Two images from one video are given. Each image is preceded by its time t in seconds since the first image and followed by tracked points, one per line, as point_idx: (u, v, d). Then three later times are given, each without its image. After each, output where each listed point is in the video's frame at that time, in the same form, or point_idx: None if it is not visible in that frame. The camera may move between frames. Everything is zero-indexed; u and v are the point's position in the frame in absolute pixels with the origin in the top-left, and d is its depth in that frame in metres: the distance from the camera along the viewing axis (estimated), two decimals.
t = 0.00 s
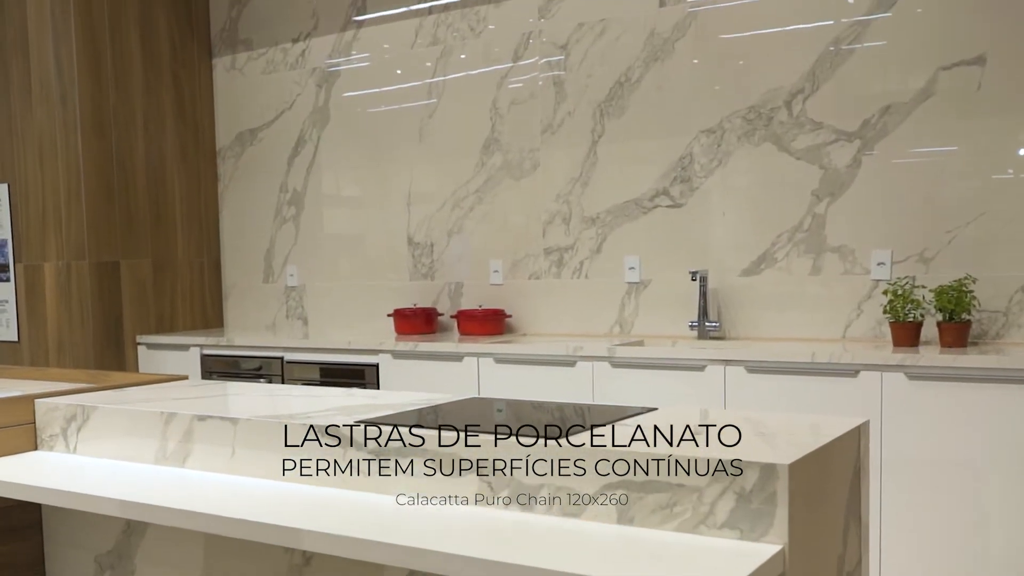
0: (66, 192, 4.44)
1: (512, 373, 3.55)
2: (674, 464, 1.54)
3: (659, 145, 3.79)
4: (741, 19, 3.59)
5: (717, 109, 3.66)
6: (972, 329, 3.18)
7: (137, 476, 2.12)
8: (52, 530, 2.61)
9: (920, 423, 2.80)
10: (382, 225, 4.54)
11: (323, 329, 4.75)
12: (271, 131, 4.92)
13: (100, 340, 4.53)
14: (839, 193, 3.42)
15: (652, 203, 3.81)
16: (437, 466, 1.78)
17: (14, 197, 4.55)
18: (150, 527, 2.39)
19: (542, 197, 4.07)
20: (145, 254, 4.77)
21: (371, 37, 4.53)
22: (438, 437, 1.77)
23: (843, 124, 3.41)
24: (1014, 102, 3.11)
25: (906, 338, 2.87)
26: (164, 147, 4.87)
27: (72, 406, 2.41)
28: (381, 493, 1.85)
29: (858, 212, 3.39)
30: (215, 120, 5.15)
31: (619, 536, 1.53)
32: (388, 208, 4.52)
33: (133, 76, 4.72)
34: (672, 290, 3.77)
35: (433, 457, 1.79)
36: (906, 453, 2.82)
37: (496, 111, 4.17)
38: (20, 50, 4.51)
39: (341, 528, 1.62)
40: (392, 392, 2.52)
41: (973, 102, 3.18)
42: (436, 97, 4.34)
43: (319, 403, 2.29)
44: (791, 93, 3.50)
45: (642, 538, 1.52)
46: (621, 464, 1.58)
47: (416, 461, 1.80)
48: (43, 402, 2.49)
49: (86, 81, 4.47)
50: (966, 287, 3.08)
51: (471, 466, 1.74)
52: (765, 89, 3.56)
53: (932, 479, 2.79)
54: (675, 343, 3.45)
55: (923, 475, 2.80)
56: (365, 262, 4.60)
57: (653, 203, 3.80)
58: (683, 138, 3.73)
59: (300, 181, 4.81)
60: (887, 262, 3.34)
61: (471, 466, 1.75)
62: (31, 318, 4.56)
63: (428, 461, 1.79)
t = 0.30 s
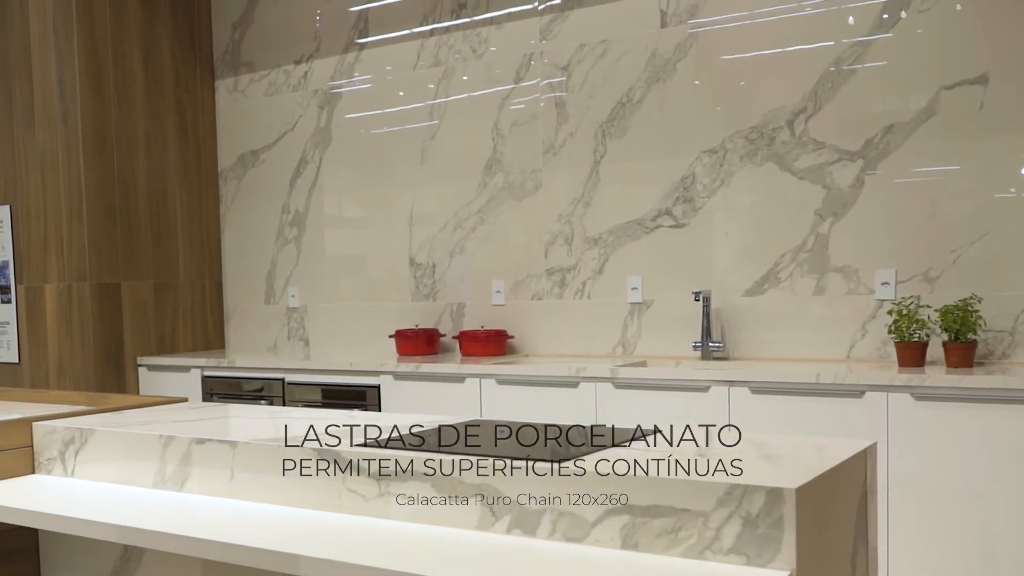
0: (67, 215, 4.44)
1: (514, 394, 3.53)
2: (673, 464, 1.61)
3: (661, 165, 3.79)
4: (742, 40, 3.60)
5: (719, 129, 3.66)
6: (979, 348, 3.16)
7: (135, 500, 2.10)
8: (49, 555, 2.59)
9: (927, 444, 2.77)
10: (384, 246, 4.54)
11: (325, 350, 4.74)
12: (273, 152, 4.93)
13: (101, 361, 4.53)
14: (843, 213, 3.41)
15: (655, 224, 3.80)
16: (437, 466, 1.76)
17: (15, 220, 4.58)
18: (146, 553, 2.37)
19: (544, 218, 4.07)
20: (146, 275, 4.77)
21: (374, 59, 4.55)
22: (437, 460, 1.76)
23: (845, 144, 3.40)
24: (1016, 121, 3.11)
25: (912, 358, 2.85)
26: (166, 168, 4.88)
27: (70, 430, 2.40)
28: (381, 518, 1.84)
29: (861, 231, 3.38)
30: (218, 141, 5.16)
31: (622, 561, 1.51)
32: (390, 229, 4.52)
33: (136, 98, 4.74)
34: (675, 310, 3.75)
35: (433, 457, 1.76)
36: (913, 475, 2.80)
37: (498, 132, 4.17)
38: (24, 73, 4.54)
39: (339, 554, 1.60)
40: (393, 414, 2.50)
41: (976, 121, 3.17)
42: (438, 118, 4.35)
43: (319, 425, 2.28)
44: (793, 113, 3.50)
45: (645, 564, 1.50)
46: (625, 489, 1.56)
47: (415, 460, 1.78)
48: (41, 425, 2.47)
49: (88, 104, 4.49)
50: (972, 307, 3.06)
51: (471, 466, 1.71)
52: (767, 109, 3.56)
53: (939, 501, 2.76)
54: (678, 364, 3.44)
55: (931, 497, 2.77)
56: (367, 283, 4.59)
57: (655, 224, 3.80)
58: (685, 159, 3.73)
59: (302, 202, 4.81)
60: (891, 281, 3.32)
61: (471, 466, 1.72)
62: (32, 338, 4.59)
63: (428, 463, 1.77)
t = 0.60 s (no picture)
0: (69, 226, 4.44)
1: (515, 405, 3.52)
2: (675, 466, 1.73)
3: (662, 176, 3.79)
4: (743, 51, 3.60)
5: (720, 140, 3.66)
6: (981, 359, 3.15)
7: (135, 512, 2.09)
8: (48, 568, 2.58)
9: (930, 456, 2.76)
10: (385, 257, 4.54)
11: (325, 361, 4.73)
12: (274, 163, 4.94)
13: (101, 372, 4.53)
14: (845, 223, 3.41)
15: (656, 234, 3.80)
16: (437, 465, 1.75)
17: (16, 232, 4.59)
18: (145, 566, 2.36)
19: (545, 229, 4.07)
20: (147, 285, 4.77)
21: (375, 71, 4.55)
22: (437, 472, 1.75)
23: (847, 155, 3.40)
24: (1018, 132, 3.11)
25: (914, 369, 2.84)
26: (167, 179, 4.88)
27: (69, 442, 2.39)
28: (380, 531, 1.83)
29: (862, 241, 3.38)
30: (218, 152, 5.17)
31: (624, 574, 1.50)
32: (391, 240, 4.51)
33: (137, 110, 4.75)
34: (676, 321, 3.75)
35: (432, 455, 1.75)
36: (916, 487, 2.79)
37: (499, 143, 4.18)
38: (24, 85, 4.55)
39: (338, 567, 1.59)
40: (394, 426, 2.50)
41: (978, 132, 3.17)
42: (438, 129, 4.36)
43: (319, 437, 2.27)
44: (794, 124, 3.50)
45: None
46: (625, 501, 1.55)
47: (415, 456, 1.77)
48: (40, 437, 2.47)
49: (89, 116, 4.50)
50: (975, 317, 3.06)
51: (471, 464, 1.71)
52: (768, 120, 3.56)
53: (943, 513, 2.75)
54: (680, 375, 3.43)
55: (934, 509, 2.76)
56: (368, 294, 4.59)
57: (657, 235, 3.79)
58: (685, 169, 3.73)
59: (303, 213, 4.82)
60: (893, 291, 3.31)
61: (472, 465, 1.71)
62: (32, 350, 4.59)
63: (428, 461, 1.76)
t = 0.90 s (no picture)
0: (69, 230, 4.44)
1: (515, 410, 3.52)
2: (676, 468, 1.76)
3: (662, 180, 3.78)
4: (743, 56, 3.60)
5: (720, 144, 3.66)
6: (983, 363, 3.14)
7: (134, 517, 2.09)
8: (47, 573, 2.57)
9: (931, 461, 2.76)
10: (385, 261, 4.54)
11: (326, 366, 4.73)
12: (274, 167, 4.94)
13: (102, 377, 4.53)
14: (845, 227, 3.41)
15: (657, 238, 3.79)
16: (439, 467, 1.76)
17: (16, 236, 4.60)
18: (144, 572, 2.36)
19: (546, 233, 4.07)
20: (147, 290, 4.77)
21: (375, 75, 4.56)
22: (437, 478, 1.75)
23: (848, 159, 3.40)
24: (1018, 136, 3.10)
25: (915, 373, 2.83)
26: (167, 183, 4.89)
27: (69, 447, 2.39)
28: (380, 536, 1.82)
29: (863, 246, 3.38)
30: (219, 157, 5.17)
31: None
32: (391, 244, 4.51)
33: (137, 115, 4.75)
34: (677, 326, 3.74)
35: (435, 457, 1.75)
36: (918, 493, 2.78)
37: (500, 147, 4.18)
38: (25, 89, 4.56)
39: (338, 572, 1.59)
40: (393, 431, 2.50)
41: (979, 135, 3.17)
42: (439, 133, 4.36)
43: (319, 441, 2.27)
44: (795, 128, 3.50)
45: None
46: (625, 506, 1.55)
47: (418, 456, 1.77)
48: (40, 441, 2.47)
49: (89, 121, 4.51)
50: (975, 321, 3.05)
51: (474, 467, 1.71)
52: (769, 124, 3.56)
53: (944, 519, 2.74)
54: (680, 379, 3.42)
55: (935, 515, 2.76)
56: (368, 298, 4.59)
57: (657, 239, 3.79)
58: (686, 173, 3.73)
59: (303, 217, 4.82)
60: (894, 296, 3.31)
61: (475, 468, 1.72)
62: (31, 354, 4.59)
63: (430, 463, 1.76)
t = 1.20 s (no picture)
0: (69, 232, 4.44)
1: (515, 412, 3.52)
2: (676, 471, 1.76)
3: (663, 182, 3.78)
4: (743, 58, 3.60)
5: (721, 147, 3.66)
6: (983, 365, 3.14)
7: (134, 521, 2.09)
8: None
9: (932, 464, 2.76)
10: (385, 264, 4.54)
11: (326, 368, 4.73)
12: (275, 170, 4.94)
13: (101, 379, 4.52)
14: (846, 230, 3.40)
15: (657, 241, 3.79)
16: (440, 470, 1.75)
17: (16, 239, 4.60)
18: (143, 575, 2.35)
19: (546, 236, 4.06)
20: (147, 292, 4.77)
21: (375, 77, 4.56)
22: (437, 481, 1.74)
23: (848, 161, 3.40)
24: (1019, 138, 3.10)
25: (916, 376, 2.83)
26: (167, 186, 4.89)
27: (68, 450, 2.38)
28: (379, 539, 1.82)
29: (863, 248, 3.37)
30: (219, 159, 5.17)
31: None
32: (391, 247, 4.51)
33: (138, 117, 4.75)
34: (677, 328, 3.74)
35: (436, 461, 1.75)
36: (918, 496, 2.78)
37: (500, 150, 4.18)
38: (25, 92, 4.56)
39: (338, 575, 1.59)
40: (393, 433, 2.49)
41: (979, 138, 3.17)
42: (439, 136, 4.35)
43: (319, 444, 2.26)
44: (795, 131, 3.50)
45: None
46: (626, 509, 1.55)
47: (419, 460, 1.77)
48: (39, 444, 2.46)
49: (90, 124, 4.51)
50: (976, 323, 3.05)
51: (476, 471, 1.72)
52: (769, 126, 3.56)
53: (945, 522, 2.74)
54: (680, 382, 3.42)
55: (936, 518, 2.75)
56: (368, 301, 4.58)
57: (657, 241, 3.79)
58: (686, 176, 3.73)
59: (304, 220, 4.81)
60: (894, 298, 3.31)
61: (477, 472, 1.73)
62: (31, 356, 4.59)
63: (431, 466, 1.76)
